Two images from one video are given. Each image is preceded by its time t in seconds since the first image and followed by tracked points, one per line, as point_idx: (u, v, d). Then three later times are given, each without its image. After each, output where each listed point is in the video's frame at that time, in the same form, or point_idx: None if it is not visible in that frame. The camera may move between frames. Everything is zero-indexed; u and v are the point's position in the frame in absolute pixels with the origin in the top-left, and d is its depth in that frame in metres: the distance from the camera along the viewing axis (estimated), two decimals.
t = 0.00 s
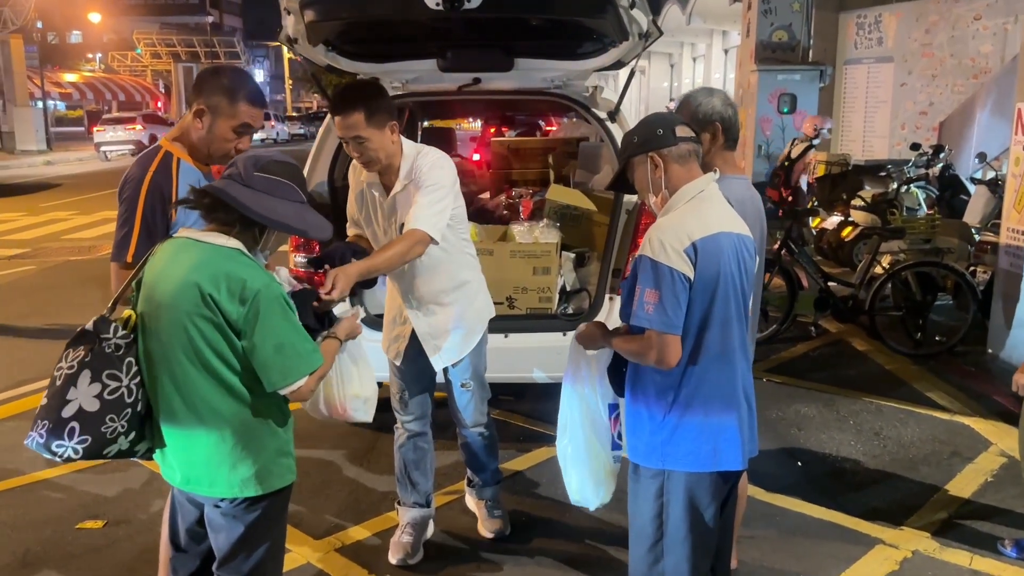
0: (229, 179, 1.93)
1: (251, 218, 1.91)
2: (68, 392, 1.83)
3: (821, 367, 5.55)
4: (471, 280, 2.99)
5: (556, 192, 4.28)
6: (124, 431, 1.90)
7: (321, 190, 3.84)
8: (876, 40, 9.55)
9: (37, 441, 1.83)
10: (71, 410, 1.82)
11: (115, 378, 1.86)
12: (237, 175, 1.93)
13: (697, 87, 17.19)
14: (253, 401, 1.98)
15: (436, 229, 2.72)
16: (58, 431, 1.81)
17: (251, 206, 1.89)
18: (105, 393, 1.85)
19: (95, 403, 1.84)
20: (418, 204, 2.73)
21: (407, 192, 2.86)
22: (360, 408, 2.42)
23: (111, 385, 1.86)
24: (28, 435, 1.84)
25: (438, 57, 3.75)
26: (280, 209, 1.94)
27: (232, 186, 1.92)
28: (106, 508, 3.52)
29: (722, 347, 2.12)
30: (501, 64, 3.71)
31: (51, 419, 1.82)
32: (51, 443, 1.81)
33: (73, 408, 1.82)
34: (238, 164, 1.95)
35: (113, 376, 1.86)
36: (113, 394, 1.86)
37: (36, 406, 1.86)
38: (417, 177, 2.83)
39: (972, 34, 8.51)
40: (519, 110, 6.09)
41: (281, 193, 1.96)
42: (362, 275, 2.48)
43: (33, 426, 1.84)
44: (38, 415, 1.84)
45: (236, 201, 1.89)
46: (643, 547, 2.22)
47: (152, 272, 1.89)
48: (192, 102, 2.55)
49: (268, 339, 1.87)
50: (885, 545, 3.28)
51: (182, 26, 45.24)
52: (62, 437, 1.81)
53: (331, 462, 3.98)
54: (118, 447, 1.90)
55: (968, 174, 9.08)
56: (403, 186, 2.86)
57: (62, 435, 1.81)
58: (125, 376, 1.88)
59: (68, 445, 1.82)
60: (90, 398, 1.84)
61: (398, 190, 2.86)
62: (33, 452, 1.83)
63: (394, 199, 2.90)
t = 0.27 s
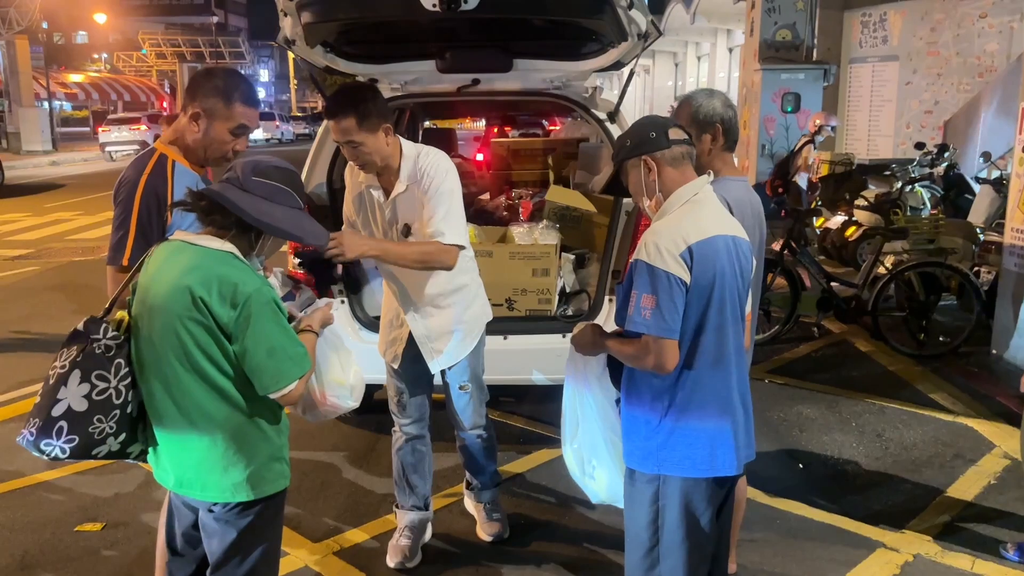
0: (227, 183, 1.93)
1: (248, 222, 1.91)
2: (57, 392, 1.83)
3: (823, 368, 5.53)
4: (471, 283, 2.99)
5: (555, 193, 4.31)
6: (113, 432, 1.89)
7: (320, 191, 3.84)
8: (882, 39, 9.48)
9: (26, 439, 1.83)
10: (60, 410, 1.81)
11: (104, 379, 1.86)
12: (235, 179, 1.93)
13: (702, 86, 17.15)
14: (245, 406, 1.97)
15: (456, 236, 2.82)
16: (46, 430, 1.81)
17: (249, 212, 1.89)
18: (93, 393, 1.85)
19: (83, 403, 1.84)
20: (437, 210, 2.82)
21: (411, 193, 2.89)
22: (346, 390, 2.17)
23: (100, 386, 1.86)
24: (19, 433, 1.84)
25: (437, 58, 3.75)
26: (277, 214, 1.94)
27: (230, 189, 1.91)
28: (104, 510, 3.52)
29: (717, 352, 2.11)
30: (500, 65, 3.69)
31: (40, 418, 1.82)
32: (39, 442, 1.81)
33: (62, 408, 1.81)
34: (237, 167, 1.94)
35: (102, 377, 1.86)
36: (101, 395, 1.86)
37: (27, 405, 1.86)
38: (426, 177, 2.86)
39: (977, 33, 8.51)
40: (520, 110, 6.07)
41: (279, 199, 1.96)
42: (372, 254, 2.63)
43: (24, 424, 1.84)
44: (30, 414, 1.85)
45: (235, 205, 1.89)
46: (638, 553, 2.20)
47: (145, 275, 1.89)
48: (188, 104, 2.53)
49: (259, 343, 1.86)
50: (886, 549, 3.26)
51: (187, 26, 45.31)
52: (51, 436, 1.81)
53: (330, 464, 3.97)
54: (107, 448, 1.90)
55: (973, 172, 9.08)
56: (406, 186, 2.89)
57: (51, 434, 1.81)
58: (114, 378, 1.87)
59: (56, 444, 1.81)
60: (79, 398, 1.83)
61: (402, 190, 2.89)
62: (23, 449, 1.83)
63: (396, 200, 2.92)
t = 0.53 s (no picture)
0: (229, 183, 1.93)
1: (248, 222, 1.90)
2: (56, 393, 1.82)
3: (827, 368, 5.51)
4: (473, 285, 3.00)
5: (557, 193, 4.28)
6: (112, 433, 1.89)
7: (321, 192, 3.84)
8: (887, 36, 9.51)
9: (25, 440, 1.82)
10: (59, 411, 1.80)
11: (103, 380, 1.85)
12: (237, 178, 1.93)
13: (707, 85, 17.11)
14: (242, 406, 1.97)
15: (461, 235, 2.81)
16: (46, 432, 1.80)
17: (250, 211, 1.89)
18: (93, 395, 1.84)
19: (83, 404, 1.83)
20: (443, 209, 2.81)
21: (416, 191, 2.90)
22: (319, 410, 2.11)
23: (100, 387, 1.85)
24: (18, 435, 1.83)
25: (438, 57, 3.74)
26: (277, 217, 1.94)
27: (232, 190, 1.91)
28: (106, 511, 3.52)
29: (716, 353, 2.09)
30: (500, 65, 3.68)
31: (38, 420, 1.81)
32: (39, 443, 1.80)
33: (61, 409, 1.80)
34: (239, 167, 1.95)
35: (101, 378, 1.85)
36: (101, 396, 1.85)
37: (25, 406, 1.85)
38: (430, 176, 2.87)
39: (984, 30, 8.40)
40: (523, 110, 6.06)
41: (280, 200, 1.97)
42: (381, 254, 2.71)
43: (22, 426, 1.83)
44: (29, 415, 1.83)
45: (237, 204, 1.88)
46: (637, 556, 2.19)
47: (143, 275, 1.88)
48: (195, 109, 2.51)
49: (254, 345, 1.85)
50: (889, 550, 3.24)
51: (193, 26, 45.38)
52: (50, 438, 1.80)
53: (331, 465, 3.97)
54: (106, 449, 1.90)
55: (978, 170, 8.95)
56: (411, 185, 2.89)
57: (50, 435, 1.80)
58: (113, 379, 1.87)
59: (55, 446, 1.81)
60: (79, 400, 1.83)
61: (407, 188, 2.89)
62: (22, 451, 1.82)
63: (400, 198, 2.92)
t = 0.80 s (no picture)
0: (229, 182, 1.92)
1: (246, 220, 1.89)
2: (58, 396, 1.82)
3: (830, 366, 5.49)
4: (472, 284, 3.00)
5: (557, 191, 4.25)
6: (114, 435, 1.89)
7: (321, 191, 3.83)
8: (891, 34, 9.44)
9: (26, 444, 1.82)
10: (61, 414, 1.81)
11: (104, 382, 1.85)
12: (237, 177, 1.93)
13: (711, 82, 17.05)
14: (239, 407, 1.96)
15: (458, 231, 2.81)
16: (47, 435, 1.80)
17: (249, 209, 1.88)
18: (94, 397, 1.85)
19: (84, 406, 1.83)
20: (440, 205, 2.80)
21: (415, 187, 2.89)
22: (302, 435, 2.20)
23: (100, 389, 1.85)
24: (18, 439, 1.83)
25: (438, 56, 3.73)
26: (275, 216, 1.93)
27: (232, 188, 1.90)
28: (106, 510, 3.53)
29: (714, 353, 2.08)
30: (500, 63, 3.67)
31: (39, 422, 1.81)
32: (40, 447, 1.81)
33: (62, 412, 1.81)
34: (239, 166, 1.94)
35: (102, 380, 1.85)
36: (102, 398, 1.85)
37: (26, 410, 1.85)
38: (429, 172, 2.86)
39: (987, 27, 8.39)
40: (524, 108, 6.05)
41: (278, 201, 1.96)
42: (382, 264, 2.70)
43: (23, 429, 1.83)
44: (28, 419, 1.84)
45: (236, 202, 1.87)
46: (636, 556, 2.19)
47: (139, 275, 1.88)
48: (194, 108, 2.51)
49: (241, 346, 1.82)
50: (890, 550, 3.22)
51: (196, 25, 45.42)
52: (51, 441, 1.81)
53: (331, 464, 3.97)
54: (108, 451, 1.89)
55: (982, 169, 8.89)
56: (410, 181, 2.88)
57: (51, 439, 1.81)
58: (114, 380, 1.87)
59: (57, 449, 1.81)
60: (79, 402, 1.83)
61: (405, 184, 2.88)
62: (24, 455, 1.83)
63: (400, 193, 2.91)
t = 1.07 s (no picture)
0: (229, 181, 1.91)
1: (246, 220, 1.89)
2: (54, 395, 1.81)
3: (832, 364, 5.48)
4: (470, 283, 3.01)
5: (557, 189, 4.25)
6: (111, 435, 1.89)
7: (321, 189, 3.83)
8: (895, 31, 9.41)
9: (22, 444, 1.82)
10: (57, 414, 1.81)
11: (102, 381, 1.86)
12: (236, 177, 1.92)
13: (714, 80, 17.00)
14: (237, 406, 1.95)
15: (458, 228, 2.81)
16: (44, 435, 1.80)
17: (250, 209, 1.88)
18: (91, 397, 1.85)
19: (81, 406, 1.83)
20: (440, 202, 2.80)
21: (414, 184, 2.88)
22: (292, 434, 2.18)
23: (98, 389, 1.85)
24: (14, 438, 1.83)
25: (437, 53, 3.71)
26: (276, 217, 1.93)
27: (232, 187, 1.90)
28: (106, 508, 3.53)
29: (714, 352, 2.08)
30: (500, 61, 3.66)
31: (35, 422, 1.81)
32: (36, 446, 1.80)
33: (58, 412, 1.81)
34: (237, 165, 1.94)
35: (99, 380, 1.86)
36: (99, 398, 1.85)
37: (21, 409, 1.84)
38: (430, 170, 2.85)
39: (990, 24, 8.33)
40: (525, 106, 6.03)
41: (277, 200, 1.96)
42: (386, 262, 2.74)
43: (19, 429, 1.82)
44: (24, 418, 1.83)
45: (238, 201, 1.87)
46: (635, 555, 2.20)
47: (137, 274, 1.87)
48: (194, 106, 2.50)
49: (239, 346, 1.81)
50: (891, 549, 3.21)
51: (199, 23, 45.43)
52: (48, 441, 1.80)
53: (331, 462, 3.97)
54: (105, 450, 1.90)
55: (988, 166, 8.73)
56: (409, 178, 2.86)
57: (48, 438, 1.80)
58: (111, 380, 1.87)
59: (54, 449, 1.81)
60: (76, 402, 1.83)
61: (405, 181, 2.87)
62: (20, 455, 1.82)
63: (399, 190, 2.90)
